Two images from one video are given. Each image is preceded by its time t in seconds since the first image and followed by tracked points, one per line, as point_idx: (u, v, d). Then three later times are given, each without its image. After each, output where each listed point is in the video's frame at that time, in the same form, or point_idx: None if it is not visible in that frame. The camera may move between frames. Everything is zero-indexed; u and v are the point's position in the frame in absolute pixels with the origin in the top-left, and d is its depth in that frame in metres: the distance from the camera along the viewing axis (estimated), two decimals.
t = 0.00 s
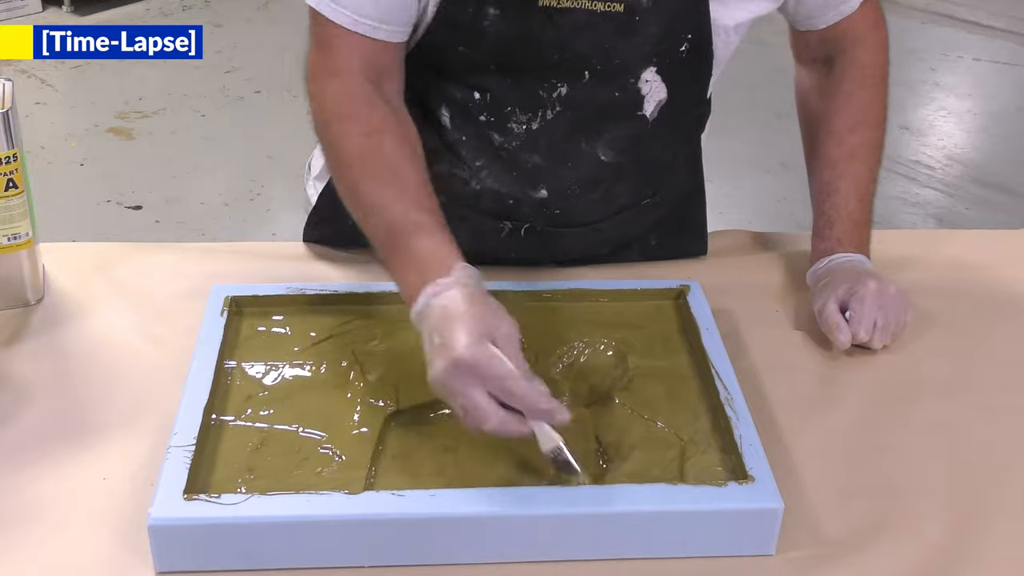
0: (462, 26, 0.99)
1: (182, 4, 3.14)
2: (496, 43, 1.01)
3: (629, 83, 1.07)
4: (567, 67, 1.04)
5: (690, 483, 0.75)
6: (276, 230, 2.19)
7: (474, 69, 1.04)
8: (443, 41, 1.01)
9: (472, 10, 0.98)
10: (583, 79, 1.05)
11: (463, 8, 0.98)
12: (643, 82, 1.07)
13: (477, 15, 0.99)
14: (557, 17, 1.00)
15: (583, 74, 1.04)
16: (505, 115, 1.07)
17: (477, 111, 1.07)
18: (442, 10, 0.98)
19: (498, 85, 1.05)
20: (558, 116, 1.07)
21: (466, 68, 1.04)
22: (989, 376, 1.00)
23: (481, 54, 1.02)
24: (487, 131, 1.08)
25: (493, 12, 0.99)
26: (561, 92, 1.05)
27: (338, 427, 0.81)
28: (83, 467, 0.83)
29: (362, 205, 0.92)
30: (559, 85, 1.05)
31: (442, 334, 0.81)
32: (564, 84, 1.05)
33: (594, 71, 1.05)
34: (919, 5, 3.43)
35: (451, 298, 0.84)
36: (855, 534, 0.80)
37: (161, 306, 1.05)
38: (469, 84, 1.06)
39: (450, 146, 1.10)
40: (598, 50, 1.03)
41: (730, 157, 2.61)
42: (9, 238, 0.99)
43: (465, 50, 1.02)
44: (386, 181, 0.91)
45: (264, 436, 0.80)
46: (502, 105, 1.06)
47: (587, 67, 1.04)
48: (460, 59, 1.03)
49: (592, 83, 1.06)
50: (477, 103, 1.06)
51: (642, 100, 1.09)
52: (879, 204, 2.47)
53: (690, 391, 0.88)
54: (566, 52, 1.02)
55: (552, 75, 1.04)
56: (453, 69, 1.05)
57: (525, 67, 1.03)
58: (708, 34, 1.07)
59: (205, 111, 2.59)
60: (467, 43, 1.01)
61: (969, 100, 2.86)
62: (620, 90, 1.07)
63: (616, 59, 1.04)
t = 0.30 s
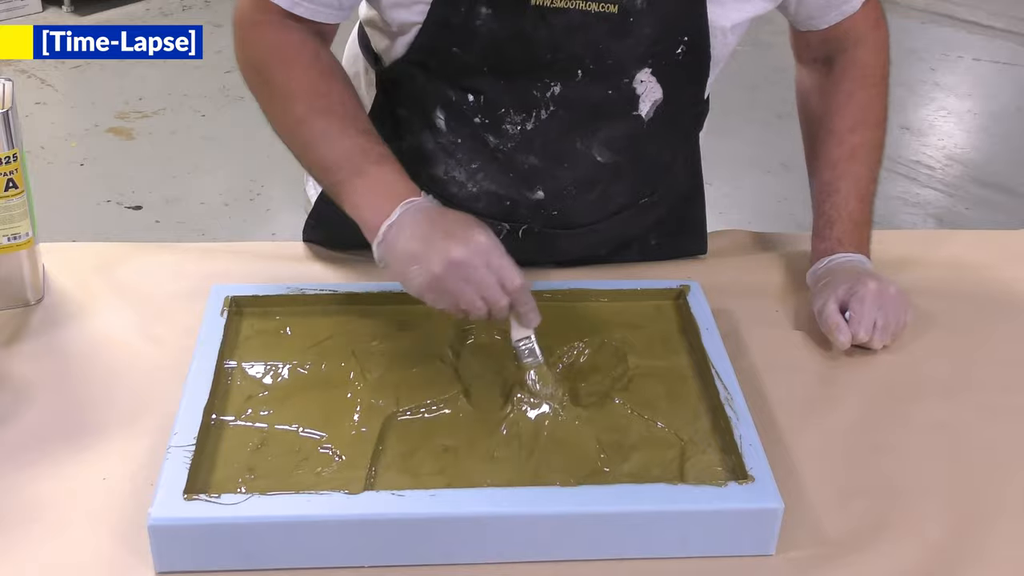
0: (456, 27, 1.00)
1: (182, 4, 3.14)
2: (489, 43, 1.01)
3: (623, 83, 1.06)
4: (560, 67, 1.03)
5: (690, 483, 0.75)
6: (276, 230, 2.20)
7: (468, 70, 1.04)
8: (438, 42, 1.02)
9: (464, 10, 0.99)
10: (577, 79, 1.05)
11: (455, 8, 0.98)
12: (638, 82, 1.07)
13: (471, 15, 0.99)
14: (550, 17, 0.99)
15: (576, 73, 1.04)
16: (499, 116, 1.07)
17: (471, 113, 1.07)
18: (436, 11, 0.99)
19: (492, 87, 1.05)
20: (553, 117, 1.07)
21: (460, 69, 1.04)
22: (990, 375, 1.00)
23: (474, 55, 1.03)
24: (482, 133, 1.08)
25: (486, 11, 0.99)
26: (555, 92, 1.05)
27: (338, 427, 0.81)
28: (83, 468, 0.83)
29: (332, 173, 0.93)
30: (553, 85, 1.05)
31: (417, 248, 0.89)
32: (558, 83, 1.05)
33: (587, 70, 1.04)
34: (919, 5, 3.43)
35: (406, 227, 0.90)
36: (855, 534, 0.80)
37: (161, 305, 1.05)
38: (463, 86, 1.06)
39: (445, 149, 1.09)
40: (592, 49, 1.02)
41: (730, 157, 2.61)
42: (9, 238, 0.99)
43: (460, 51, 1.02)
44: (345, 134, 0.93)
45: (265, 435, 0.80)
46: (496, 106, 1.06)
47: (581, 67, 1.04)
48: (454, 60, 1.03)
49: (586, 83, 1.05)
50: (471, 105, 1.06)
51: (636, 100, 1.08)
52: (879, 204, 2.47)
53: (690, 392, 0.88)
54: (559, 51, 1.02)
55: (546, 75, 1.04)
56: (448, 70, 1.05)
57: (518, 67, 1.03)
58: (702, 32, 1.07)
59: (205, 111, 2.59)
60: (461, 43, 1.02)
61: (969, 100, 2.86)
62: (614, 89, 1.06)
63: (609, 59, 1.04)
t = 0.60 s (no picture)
0: (463, 20, 1.00)
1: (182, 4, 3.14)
2: (497, 36, 1.01)
3: (628, 79, 1.06)
4: (566, 61, 1.03)
5: (690, 483, 0.75)
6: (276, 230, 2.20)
7: (474, 63, 1.04)
8: (443, 35, 1.02)
9: (472, 2, 0.99)
10: (582, 74, 1.05)
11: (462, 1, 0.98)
12: (643, 78, 1.07)
13: (478, 8, 0.99)
14: (556, 11, 0.99)
15: (582, 68, 1.04)
16: (504, 110, 1.07)
17: (476, 106, 1.07)
18: (443, 4, 0.99)
19: (497, 80, 1.05)
20: (557, 112, 1.07)
21: (465, 62, 1.04)
22: (990, 375, 1.00)
23: (480, 48, 1.02)
24: (486, 126, 1.08)
25: (493, 5, 0.99)
26: (560, 87, 1.05)
27: (338, 427, 0.81)
28: (83, 467, 0.83)
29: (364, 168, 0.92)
30: (558, 80, 1.05)
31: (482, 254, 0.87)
32: (563, 78, 1.05)
33: (593, 65, 1.04)
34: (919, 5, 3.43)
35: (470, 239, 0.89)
36: (855, 535, 0.80)
37: (161, 305, 1.05)
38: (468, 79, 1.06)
39: (448, 143, 1.10)
40: (598, 44, 1.02)
41: (730, 157, 2.61)
42: (9, 238, 0.99)
43: (466, 44, 1.02)
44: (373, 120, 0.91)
45: (265, 435, 0.80)
46: (501, 100, 1.06)
47: (587, 62, 1.04)
48: (460, 53, 1.03)
49: (591, 78, 1.05)
50: (475, 98, 1.07)
51: (640, 96, 1.08)
52: (879, 203, 2.47)
53: (691, 392, 0.88)
54: (565, 46, 1.02)
55: (552, 70, 1.04)
56: (452, 64, 1.05)
57: (524, 61, 1.03)
58: (707, 29, 1.07)
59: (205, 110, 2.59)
60: (467, 37, 1.01)
61: (969, 100, 2.86)
62: (619, 85, 1.06)
63: (615, 54, 1.04)
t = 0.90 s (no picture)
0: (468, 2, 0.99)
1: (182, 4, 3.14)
2: (502, 18, 1.00)
3: (632, 61, 1.06)
4: (571, 42, 1.03)
5: (690, 483, 0.75)
6: (276, 230, 2.19)
7: (478, 48, 1.03)
8: (450, 18, 1.01)
9: None
10: (586, 56, 1.04)
11: None
12: (646, 61, 1.07)
13: None
14: None
15: (586, 50, 1.04)
16: (507, 94, 1.06)
17: (479, 91, 1.06)
18: None
19: (501, 65, 1.04)
20: (561, 95, 1.07)
21: (470, 46, 1.03)
22: (990, 375, 1.00)
23: (485, 32, 1.02)
24: (489, 111, 1.08)
25: None
26: (564, 70, 1.05)
27: (338, 427, 0.81)
28: (83, 467, 0.83)
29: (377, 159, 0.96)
30: (562, 64, 1.04)
31: (456, 202, 0.91)
32: (567, 61, 1.04)
33: (597, 46, 1.04)
34: (919, 5, 3.43)
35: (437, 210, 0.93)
36: (855, 535, 0.80)
37: (161, 305, 1.05)
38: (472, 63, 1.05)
39: (451, 130, 1.09)
40: (602, 24, 1.02)
41: (730, 157, 2.61)
42: (9, 238, 0.99)
43: (473, 25, 1.01)
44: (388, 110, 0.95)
45: (265, 435, 0.80)
46: (505, 85, 1.06)
47: (591, 43, 1.03)
48: (466, 35, 1.02)
49: (595, 60, 1.05)
50: (479, 83, 1.06)
51: (642, 79, 1.08)
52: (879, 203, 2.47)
53: (691, 392, 0.88)
54: (571, 27, 1.02)
55: (556, 53, 1.04)
56: (456, 50, 1.04)
57: (529, 45, 1.03)
58: (711, 12, 1.07)
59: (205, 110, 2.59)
60: (473, 17, 1.00)
61: (969, 100, 2.86)
62: (622, 66, 1.06)
63: (620, 36, 1.04)
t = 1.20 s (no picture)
0: None
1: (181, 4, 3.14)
2: None
3: None
4: None
5: (690, 483, 0.75)
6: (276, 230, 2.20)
7: None
8: None
9: None
10: None
11: None
12: None
13: None
14: None
15: None
16: (562, 25, 1.11)
17: (535, 27, 1.11)
18: None
19: None
20: (608, 20, 1.11)
21: None
22: (990, 375, 1.00)
23: None
24: (545, 45, 1.12)
25: None
26: None
27: (338, 427, 0.81)
28: (83, 467, 0.83)
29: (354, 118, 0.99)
30: None
31: (457, 184, 0.95)
32: None
33: None
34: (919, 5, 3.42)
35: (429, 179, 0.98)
36: (856, 535, 0.80)
37: (161, 305, 1.05)
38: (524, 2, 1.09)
39: (508, 70, 1.13)
40: None
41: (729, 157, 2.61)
42: (9, 238, 0.99)
43: None
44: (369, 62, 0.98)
45: (266, 435, 0.80)
46: (559, 18, 1.10)
47: None
48: None
49: None
50: (533, 20, 1.10)
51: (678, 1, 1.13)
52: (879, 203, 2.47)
53: (692, 392, 0.88)
54: None
55: None
56: None
57: None
58: None
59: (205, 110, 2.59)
60: None
61: (969, 100, 2.86)
62: None
63: None
